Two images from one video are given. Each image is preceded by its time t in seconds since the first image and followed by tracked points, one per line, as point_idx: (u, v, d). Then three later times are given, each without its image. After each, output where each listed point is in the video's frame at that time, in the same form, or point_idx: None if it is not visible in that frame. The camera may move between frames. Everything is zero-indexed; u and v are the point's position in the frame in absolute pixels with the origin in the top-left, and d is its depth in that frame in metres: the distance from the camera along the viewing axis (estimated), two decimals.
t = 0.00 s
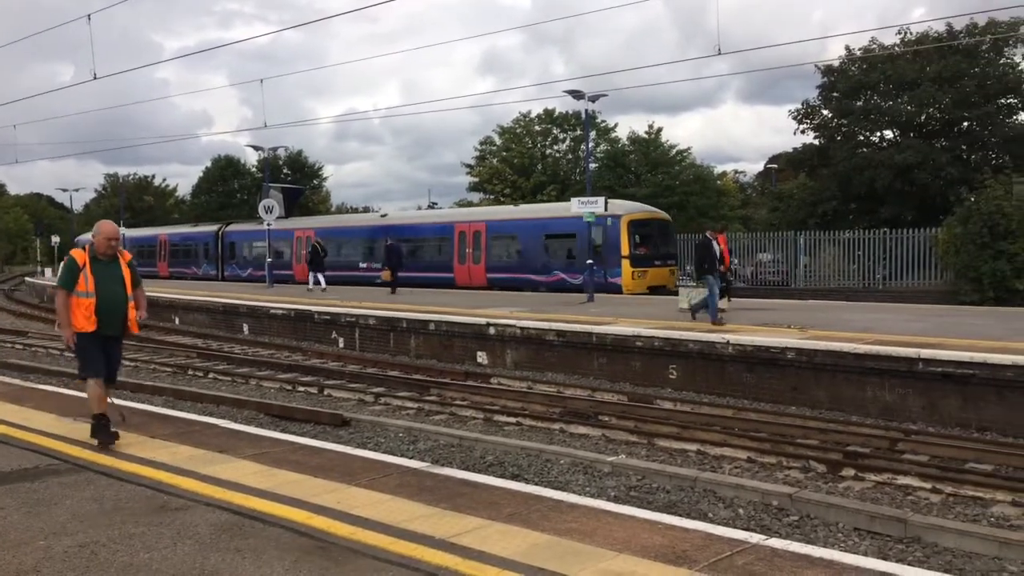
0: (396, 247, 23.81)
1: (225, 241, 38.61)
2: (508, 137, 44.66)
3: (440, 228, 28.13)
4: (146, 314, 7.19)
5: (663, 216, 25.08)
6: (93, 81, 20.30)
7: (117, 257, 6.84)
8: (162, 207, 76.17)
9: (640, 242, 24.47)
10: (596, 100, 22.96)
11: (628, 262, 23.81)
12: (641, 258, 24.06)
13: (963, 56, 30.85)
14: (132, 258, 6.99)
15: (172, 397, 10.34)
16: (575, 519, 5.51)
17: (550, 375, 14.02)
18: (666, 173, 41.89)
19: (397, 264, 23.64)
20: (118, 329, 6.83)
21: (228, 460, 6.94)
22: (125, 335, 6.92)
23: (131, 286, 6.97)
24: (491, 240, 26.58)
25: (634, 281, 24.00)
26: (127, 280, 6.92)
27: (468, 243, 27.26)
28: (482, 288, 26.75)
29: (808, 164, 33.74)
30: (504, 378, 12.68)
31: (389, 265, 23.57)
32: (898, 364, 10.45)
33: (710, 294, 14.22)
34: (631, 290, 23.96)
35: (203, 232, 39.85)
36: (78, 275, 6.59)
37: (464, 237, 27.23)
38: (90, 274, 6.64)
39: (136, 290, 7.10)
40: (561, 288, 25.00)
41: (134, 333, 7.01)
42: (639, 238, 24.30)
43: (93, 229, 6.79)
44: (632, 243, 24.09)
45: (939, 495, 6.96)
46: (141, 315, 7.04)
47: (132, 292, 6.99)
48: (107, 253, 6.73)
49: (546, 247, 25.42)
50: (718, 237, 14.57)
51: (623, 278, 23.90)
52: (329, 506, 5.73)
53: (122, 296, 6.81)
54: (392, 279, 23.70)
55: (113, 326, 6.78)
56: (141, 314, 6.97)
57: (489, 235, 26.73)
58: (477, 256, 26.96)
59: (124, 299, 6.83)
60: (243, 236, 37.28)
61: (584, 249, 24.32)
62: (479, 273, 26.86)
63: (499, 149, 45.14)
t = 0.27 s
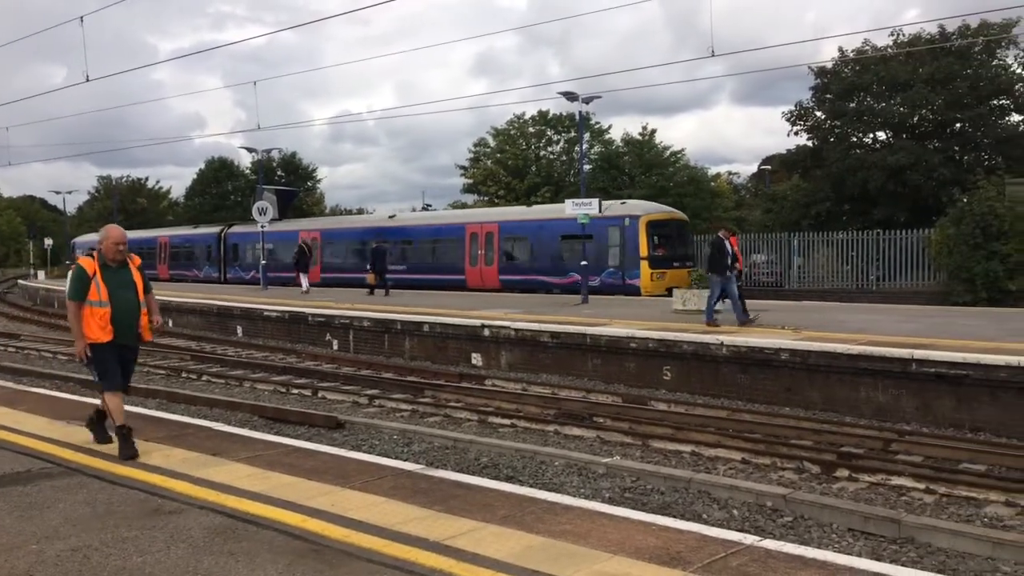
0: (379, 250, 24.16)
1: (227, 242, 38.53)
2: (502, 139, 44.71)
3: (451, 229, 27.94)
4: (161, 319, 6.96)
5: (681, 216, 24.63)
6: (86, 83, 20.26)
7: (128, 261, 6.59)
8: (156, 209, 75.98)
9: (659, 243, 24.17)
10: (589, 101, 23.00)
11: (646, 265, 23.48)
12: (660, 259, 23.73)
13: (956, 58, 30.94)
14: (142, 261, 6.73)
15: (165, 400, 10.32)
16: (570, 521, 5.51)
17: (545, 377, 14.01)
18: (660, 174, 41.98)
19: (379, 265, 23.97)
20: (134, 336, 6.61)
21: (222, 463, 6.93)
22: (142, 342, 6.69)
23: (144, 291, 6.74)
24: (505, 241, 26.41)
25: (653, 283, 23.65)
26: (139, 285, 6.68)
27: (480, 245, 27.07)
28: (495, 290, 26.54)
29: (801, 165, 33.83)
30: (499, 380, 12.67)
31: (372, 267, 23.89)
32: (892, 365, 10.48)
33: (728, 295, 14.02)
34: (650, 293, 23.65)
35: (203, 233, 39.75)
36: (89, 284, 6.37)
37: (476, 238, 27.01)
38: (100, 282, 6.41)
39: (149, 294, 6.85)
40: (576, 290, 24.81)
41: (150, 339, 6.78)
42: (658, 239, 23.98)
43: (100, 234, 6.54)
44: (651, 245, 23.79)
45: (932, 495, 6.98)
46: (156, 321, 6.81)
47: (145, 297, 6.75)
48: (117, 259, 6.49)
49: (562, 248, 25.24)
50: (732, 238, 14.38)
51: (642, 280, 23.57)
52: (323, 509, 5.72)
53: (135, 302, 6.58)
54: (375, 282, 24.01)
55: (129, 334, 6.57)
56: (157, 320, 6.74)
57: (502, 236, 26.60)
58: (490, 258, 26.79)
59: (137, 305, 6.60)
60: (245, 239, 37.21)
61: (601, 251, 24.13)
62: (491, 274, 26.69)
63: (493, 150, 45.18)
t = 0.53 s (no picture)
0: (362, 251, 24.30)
1: (227, 244, 38.29)
2: (493, 140, 44.75)
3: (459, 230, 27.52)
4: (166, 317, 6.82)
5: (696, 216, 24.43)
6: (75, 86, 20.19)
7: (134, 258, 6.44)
8: (146, 211, 75.67)
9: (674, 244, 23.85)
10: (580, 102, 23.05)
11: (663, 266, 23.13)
12: (676, 260, 23.39)
13: (945, 59, 31.10)
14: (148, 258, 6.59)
15: (155, 403, 10.26)
16: (561, 522, 5.51)
17: (537, 378, 14.00)
18: (651, 175, 42.05)
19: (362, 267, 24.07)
20: (141, 335, 6.47)
21: (211, 467, 6.90)
22: (149, 341, 6.55)
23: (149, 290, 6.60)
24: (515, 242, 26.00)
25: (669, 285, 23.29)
26: (145, 283, 6.54)
27: (490, 245, 26.65)
28: (504, 291, 26.16)
29: (791, 166, 33.94)
30: (490, 381, 12.65)
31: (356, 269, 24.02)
32: (882, 364, 10.51)
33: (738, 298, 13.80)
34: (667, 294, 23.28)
35: (202, 236, 39.51)
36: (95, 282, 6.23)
37: (486, 238, 26.57)
38: (107, 279, 6.26)
39: (155, 292, 6.71)
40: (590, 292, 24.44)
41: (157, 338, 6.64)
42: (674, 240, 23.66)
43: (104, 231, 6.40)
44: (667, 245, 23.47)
45: (923, 495, 7.01)
46: (162, 320, 6.70)
47: (151, 294, 6.60)
48: (123, 256, 6.34)
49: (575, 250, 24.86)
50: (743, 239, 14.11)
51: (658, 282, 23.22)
52: (312, 512, 5.70)
53: (142, 300, 6.43)
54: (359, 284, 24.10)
55: (136, 333, 6.42)
56: (163, 318, 6.62)
57: (512, 237, 26.20)
58: (499, 259, 26.36)
59: (143, 303, 6.45)
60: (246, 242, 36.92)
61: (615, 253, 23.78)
62: (502, 276, 26.25)
63: (484, 152, 45.22)
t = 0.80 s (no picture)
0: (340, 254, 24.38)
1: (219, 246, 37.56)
2: (478, 142, 44.78)
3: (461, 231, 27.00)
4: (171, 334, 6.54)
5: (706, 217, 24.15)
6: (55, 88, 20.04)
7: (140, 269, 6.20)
8: (127, 213, 75.12)
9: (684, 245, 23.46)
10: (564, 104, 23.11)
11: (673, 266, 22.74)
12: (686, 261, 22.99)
13: (924, 61, 31.37)
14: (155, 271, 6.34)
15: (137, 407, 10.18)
16: (545, 524, 5.51)
17: (521, 380, 14.01)
18: (635, 177, 42.15)
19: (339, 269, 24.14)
20: (142, 351, 6.19)
21: (194, 471, 6.85)
22: (151, 358, 6.26)
23: (155, 304, 6.33)
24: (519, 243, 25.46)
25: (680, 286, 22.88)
26: (152, 297, 6.28)
27: (492, 246, 26.11)
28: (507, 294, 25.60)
29: (774, 167, 34.14)
30: (475, 383, 12.64)
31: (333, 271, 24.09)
32: (864, 364, 10.59)
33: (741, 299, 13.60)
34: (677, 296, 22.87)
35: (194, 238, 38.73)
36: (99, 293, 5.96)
37: (489, 239, 26.02)
38: (111, 291, 6.00)
39: (161, 307, 6.44)
40: (597, 294, 23.94)
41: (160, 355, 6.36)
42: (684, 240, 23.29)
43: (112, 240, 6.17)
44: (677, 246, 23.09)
45: (904, 494, 7.07)
46: (166, 336, 6.43)
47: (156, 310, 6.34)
48: (130, 267, 6.10)
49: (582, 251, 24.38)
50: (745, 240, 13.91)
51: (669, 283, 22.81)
52: (296, 516, 5.67)
53: (146, 315, 6.17)
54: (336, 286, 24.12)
55: (138, 349, 6.15)
56: (167, 334, 6.35)
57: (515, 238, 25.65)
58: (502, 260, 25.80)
59: (147, 318, 6.19)
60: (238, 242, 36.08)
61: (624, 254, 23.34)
62: (505, 278, 25.68)
63: (468, 154, 45.23)
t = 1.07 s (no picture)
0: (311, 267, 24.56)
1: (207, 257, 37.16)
2: (458, 152, 44.83)
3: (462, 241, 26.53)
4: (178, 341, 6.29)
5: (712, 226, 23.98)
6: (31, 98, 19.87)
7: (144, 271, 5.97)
8: (105, 224, 74.45)
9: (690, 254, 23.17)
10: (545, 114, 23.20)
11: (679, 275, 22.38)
12: (693, 270, 22.64)
13: (900, 71, 31.74)
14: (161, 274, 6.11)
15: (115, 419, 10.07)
16: (527, 534, 5.50)
17: (502, 390, 13.98)
18: (615, 187, 42.32)
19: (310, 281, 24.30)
20: (144, 357, 5.95)
21: (172, 484, 6.78)
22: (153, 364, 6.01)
23: (161, 308, 6.08)
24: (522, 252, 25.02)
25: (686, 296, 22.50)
26: (157, 301, 6.04)
27: (494, 256, 25.64)
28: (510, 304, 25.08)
29: (753, 177, 34.40)
30: (456, 394, 12.61)
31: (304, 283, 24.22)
32: (842, 372, 10.67)
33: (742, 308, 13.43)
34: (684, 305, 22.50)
35: (182, 248, 38.31)
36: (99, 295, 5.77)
37: (490, 249, 25.58)
38: (112, 293, 5.79)
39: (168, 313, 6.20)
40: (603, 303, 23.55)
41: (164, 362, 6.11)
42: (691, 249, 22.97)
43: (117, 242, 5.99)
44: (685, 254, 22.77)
45: (883, 501, 7.12)
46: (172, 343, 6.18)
47: (162, 315, 6.09)
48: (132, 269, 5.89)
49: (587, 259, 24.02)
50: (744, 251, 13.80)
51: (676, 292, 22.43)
52: (276, 528, 5.63)
53: (148, 319, 5.93)
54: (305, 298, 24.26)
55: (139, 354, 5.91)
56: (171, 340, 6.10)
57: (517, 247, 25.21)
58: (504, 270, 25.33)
59: (150, 323, 5.95)
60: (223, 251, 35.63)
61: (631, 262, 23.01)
62: (507, 288, 25.17)
63: (449, 163, 45.27)
